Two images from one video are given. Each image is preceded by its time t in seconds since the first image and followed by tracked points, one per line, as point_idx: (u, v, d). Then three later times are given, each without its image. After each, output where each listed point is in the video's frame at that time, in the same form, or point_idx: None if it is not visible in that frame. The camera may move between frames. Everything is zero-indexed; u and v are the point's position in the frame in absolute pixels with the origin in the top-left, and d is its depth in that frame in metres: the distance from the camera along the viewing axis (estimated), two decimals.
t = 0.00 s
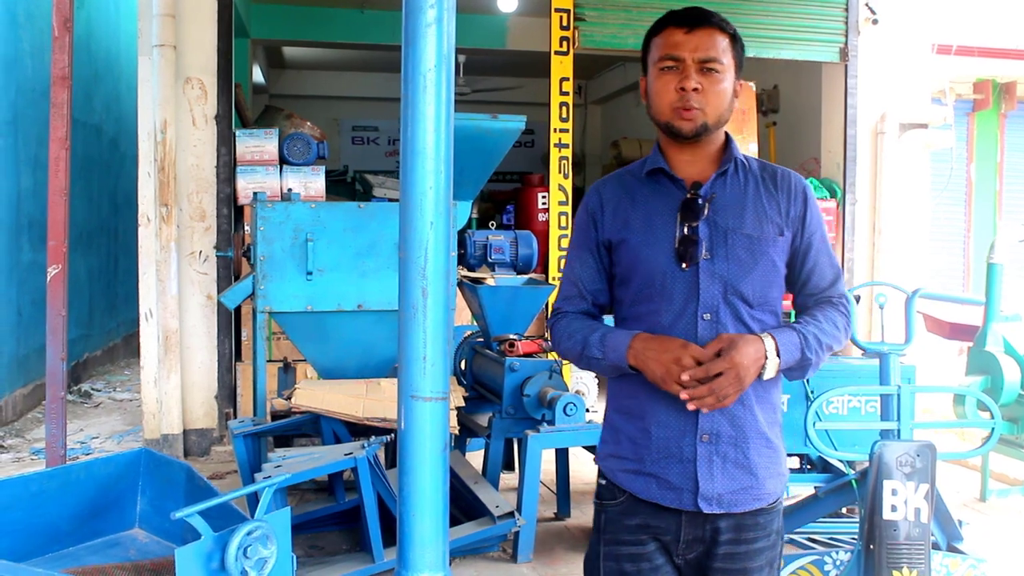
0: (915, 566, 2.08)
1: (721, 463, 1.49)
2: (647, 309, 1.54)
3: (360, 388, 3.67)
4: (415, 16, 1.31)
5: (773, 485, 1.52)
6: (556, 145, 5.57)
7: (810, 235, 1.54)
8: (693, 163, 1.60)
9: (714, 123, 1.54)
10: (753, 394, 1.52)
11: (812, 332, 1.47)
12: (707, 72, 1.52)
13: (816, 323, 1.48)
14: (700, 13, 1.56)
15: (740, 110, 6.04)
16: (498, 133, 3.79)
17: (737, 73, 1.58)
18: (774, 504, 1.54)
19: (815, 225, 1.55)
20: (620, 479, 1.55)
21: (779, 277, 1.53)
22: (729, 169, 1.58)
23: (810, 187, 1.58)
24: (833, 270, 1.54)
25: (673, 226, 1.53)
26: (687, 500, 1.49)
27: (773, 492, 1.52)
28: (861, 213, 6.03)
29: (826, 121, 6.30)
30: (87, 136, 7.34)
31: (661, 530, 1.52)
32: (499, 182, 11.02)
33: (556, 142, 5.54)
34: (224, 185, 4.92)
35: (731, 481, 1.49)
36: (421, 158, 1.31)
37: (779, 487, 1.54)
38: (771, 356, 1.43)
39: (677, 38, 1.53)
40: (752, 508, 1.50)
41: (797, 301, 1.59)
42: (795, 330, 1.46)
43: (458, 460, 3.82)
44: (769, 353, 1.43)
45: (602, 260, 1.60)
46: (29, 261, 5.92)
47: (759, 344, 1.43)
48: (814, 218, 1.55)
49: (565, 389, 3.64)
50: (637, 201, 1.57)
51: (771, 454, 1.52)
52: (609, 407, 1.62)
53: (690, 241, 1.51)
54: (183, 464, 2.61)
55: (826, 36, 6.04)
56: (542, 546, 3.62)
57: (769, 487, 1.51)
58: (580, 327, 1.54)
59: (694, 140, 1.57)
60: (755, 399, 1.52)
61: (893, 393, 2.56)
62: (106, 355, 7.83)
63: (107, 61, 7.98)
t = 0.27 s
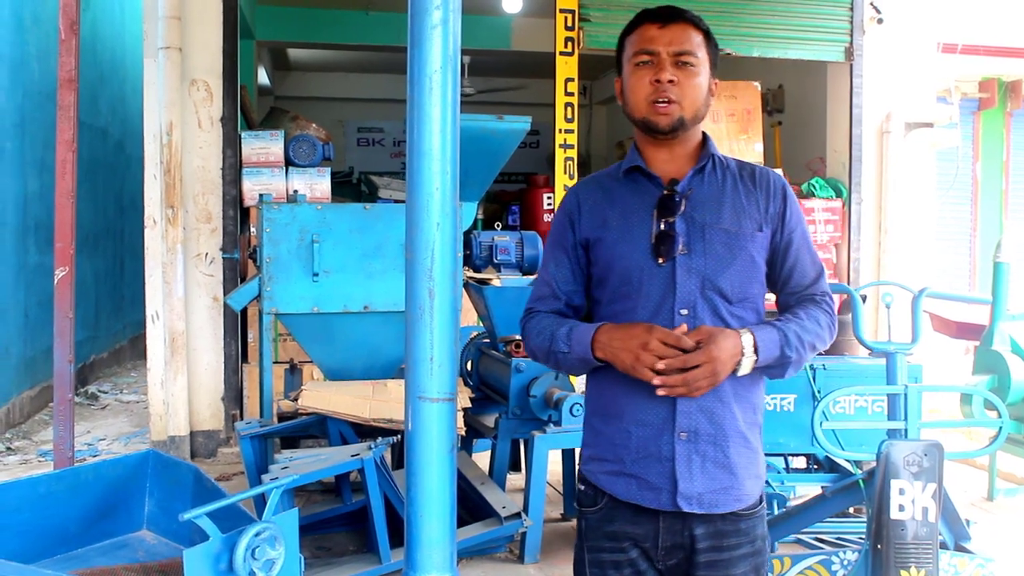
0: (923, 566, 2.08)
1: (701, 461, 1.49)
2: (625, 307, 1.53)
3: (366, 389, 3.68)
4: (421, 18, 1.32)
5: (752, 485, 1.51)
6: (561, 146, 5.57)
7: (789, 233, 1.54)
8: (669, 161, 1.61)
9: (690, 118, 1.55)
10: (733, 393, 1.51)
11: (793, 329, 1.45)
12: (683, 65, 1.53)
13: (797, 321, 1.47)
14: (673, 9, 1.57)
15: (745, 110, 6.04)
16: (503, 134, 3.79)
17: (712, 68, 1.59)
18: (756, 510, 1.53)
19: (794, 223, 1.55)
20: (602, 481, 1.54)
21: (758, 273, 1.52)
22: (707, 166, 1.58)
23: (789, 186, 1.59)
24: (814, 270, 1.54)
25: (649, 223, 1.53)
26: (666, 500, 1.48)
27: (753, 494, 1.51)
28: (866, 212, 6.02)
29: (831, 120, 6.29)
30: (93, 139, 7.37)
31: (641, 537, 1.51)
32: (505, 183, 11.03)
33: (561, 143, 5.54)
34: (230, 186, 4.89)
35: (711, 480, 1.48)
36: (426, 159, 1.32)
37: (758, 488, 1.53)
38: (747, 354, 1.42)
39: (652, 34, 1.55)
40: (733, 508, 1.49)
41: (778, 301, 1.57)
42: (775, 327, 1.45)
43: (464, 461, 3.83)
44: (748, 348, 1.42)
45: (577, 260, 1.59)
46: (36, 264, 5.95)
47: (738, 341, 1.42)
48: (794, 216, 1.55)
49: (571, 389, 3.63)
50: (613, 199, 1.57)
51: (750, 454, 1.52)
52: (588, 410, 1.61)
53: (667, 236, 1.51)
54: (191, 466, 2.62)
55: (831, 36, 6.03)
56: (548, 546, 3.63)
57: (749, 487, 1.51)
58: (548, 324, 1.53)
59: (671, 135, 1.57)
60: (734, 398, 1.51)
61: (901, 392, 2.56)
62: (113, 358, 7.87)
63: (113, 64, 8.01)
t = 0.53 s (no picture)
0: (931, 566, 2.07)
1: (683, 465, 1.48)
2: (607, 309, 1.54)
3: (373, 389, 3.69)
4: (428, 19, 1.32)
5: (739, 488, 1.49)
6: (568, 146, 5.58)
7: (775, 231, 1.52)
8: (653, 161, 1.61)
9: (676, 118, 1.55)
10: (716, 395, 1.50)
11: (772, 334, 1.43)
12: (670, 66, 1.53)
13: (779, 325, 1.45)
14: (663, 8, 1.57)
15: (752, 110, 6.03)
16: (509, 134, 3.79)
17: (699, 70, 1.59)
18: (749, 509, 1.52)
19: (780, 222, 1.52)
20: (587, 484, 1.55)
21: (742, 274, 1.51)
22: (691, 165, 1.58)
23: (777, 183, 1.57)
24: (802, 266, 1.51)
25: (631, 225, 1.54)
26: (646, 503, 1.48)
27: (740, 496, 1.49)
28: (873, 212, 6.01)
29: (838, 120, 6.27)
30: (100, 139, 7.39)
31: (629, 536, 1.51)
32: (511, 183, 11.04)
33: (568, 143, 5.54)
34: (237, 187, 4.95)
35: (692, 484, 1.47)
36: (434, 159, 1.32)
37: (748, 490, 1.50)
38: (720, 362, 1.41)
39: (639, 32, 1.54)
40: (717, 511, 1.47)
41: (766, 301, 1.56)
42: (754, 332, 1.44)
43: (472, 461, 3.84)
44: (722, 355, 1.41)
45: (563, 262, 1.61)
46: (43, 264, 5.97)
47: (712, 348, 1.41)
48: (780, 214, 1.53)
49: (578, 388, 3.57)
50: (597, 201, 1.58)
51: (738, 455, 1.50)
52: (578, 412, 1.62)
53: (647, 237, 1.51)
54: (199, 466, 2.64)
55: (839, 36, 6.02)
56: (555, 547, 3.63)
57: (735, 490, 1.48)
58: (537, 328, 1.54)
59: (656, 135, 1.57)
60: (717, 399, 1.49)
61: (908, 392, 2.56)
62: (120, 358, 7.90)
63: (120, 65, 8.04)
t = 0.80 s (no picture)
0: (942, 567, 2.06)
1: (677, 465, 1.48)
2: (601, 310, 1.54)
3: (382, 388, 3.70)
4: (439, 15, 1.33)
5: (735, 487, 1.49)
6: (578, 146, 5.57)
7: (768, 227, 1.51)
8: (648, 160, 1.61)
9: (672, 116, 1.55)
10: (709, 394, 1.50)
11: (764, 333, 1.43)
12: (669, 64, 1.53)
13: (772, 325, 1.44)
14: (665, 6, 1.57)
15: (762, 110, 6.02)
16: (518, 134, 3.79)
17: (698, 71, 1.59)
18: (750, 504, 1.52)
19: (774, 218, 1.51)
20: (585, 485, 1.55)
21: (734, 273, 1.50)
22: (684, 163, 1.58)
23: (771, 179, 1.56)
24: (797, 263, 1.50)
25: (623, 226, 1.54)
26: (642, 504, 1.49)
27: (737, 495, 1.49)
28: (884, 212, 5.98)
29: (849, 120, 6.25)
30: (111, 138, 7.43)
31: (630, 534, 1.52)
32: (520, 183, 11.04)
33: (578, 143, 5.53)
34: (247, 185, 4.95)
35: (687, 484, 1.47)
36: (446, 158, 1.32)
37: (745, 489, 1.50)
38: (710, 362, 1.41)
39: (642, 28, 1.54)
40: (713, 510, 1.47)
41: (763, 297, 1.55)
42: (746, 332, 1.43)
43: (481, 460, 3.85)
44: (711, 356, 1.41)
45: (555, 259, 1.61)
46: (55, 263, 6.01)
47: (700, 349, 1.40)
48: (774, 210, 1.51)
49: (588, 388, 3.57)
50: (590, 200, 1.58)
51: (732, 455, 1.49)
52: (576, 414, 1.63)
53: (638, 238, 1.51)
54: (209, 464, 2.65)
55: (850, 35, 5.99)
56: (564, 546, 3.63)
57: (730, 489, 1.48)
58: (518, 319, 1.52)
59: (652, 131, 1.57)
60: (711, 399, 1.50)
61: (919, 393, 2.55)
62: (130, 356, 7.94)
63: (131, 64, 8.08)
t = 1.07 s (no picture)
0: (944, 567, 2.06)
1: (681, 469, 1.48)
2: (602, 313, 1.53)
3: (384, 389, 3.70)
4: (440, 17, 1.33)
5: (734, 489, 1.49)
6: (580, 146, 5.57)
7: (766, 230, 1.52)
8: (646, 159, 1.61)
9: (669, 111, 1.55)
10: (711, 397, 1.50)
11: (768, 333, 1.42)
12: (666, 59, 1.53)
13: (774, 325, 1.44)
14: (661, 3, 1.57)
15: (764, 110, 6.01)
16: (519, 134, 3.79)
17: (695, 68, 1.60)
18: (750, 503, 1.52)
19: (771, 221, 1.52)
20: (586, 489, 1.55)
21: (734, 276, 1.51)
22: (683, 165, 1.58)
23: (768, 182, 1.57)
24: (794, 267, 1.51)
25: (624, 228, 1.53)
26: (646, 508, 1.48)
27: (736, 496, 1.50)
28: (886, 212, 5.97)
29: (851, 120, 6.24)
30: (113, 139, 7.44)
31: (633, 537, 1.51)
32: (522, 183, 11.04)
33: (579, 143, 5.53)
34: (249, 187, 4.99)
35: (691, 487, 1.47)
36: (446, 159, 1.33)
37: (743, 490, 1.51)
38: (719, 365, 1.39)
39: (638, 24, 1.54)
40: (715, 512, 1.48)
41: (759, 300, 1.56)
42: (751, 333, 1.42)
43: (482, 461, 3.84)
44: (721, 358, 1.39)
45: (552, 260, 1.60)
46: (56, 264, 6.02)
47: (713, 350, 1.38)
48: (771, 213, 1.53)
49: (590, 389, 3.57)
50: (588, 201, 1.57)
51: (730, 457, 1.50)
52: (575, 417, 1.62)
53: (642, 241, 1.51)
54: (210, 466, 2.65)
55: (851, 35, 5.99)
56: (565, 547, 3.63)
57: (729, 491, 1.49)
58: (515, 324, 1.48)
59: (649, 127, 1.57)
60: (712, 402, 1.50)
61: (921, 393, 2.55)
62: (132, 357, 7.95)
63: (133, 66, 8.09)
